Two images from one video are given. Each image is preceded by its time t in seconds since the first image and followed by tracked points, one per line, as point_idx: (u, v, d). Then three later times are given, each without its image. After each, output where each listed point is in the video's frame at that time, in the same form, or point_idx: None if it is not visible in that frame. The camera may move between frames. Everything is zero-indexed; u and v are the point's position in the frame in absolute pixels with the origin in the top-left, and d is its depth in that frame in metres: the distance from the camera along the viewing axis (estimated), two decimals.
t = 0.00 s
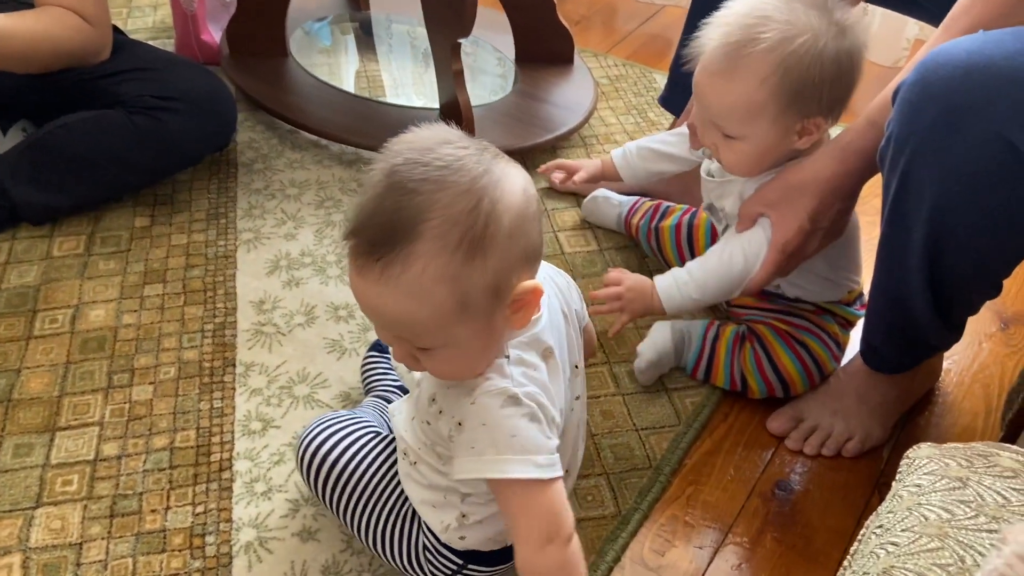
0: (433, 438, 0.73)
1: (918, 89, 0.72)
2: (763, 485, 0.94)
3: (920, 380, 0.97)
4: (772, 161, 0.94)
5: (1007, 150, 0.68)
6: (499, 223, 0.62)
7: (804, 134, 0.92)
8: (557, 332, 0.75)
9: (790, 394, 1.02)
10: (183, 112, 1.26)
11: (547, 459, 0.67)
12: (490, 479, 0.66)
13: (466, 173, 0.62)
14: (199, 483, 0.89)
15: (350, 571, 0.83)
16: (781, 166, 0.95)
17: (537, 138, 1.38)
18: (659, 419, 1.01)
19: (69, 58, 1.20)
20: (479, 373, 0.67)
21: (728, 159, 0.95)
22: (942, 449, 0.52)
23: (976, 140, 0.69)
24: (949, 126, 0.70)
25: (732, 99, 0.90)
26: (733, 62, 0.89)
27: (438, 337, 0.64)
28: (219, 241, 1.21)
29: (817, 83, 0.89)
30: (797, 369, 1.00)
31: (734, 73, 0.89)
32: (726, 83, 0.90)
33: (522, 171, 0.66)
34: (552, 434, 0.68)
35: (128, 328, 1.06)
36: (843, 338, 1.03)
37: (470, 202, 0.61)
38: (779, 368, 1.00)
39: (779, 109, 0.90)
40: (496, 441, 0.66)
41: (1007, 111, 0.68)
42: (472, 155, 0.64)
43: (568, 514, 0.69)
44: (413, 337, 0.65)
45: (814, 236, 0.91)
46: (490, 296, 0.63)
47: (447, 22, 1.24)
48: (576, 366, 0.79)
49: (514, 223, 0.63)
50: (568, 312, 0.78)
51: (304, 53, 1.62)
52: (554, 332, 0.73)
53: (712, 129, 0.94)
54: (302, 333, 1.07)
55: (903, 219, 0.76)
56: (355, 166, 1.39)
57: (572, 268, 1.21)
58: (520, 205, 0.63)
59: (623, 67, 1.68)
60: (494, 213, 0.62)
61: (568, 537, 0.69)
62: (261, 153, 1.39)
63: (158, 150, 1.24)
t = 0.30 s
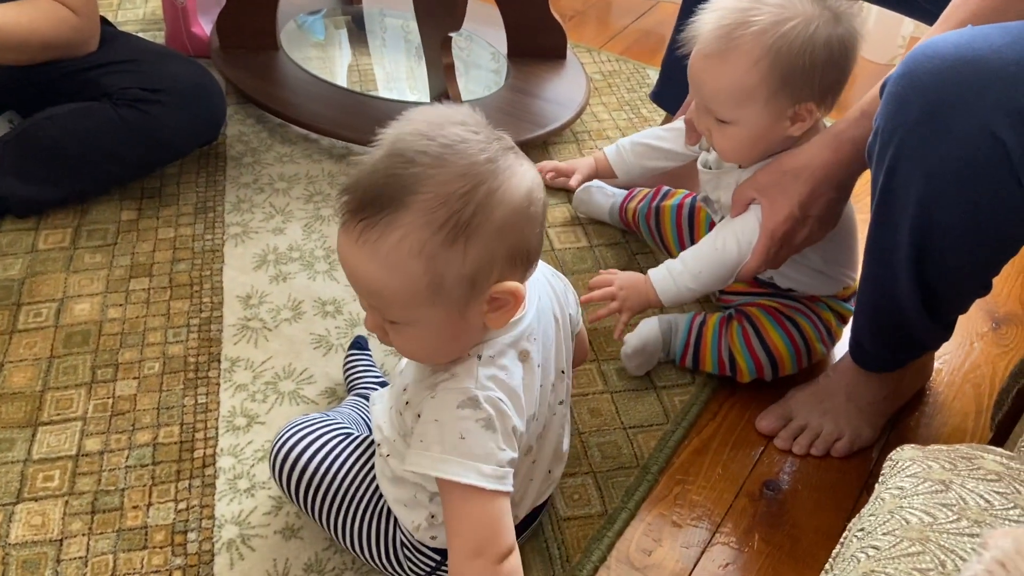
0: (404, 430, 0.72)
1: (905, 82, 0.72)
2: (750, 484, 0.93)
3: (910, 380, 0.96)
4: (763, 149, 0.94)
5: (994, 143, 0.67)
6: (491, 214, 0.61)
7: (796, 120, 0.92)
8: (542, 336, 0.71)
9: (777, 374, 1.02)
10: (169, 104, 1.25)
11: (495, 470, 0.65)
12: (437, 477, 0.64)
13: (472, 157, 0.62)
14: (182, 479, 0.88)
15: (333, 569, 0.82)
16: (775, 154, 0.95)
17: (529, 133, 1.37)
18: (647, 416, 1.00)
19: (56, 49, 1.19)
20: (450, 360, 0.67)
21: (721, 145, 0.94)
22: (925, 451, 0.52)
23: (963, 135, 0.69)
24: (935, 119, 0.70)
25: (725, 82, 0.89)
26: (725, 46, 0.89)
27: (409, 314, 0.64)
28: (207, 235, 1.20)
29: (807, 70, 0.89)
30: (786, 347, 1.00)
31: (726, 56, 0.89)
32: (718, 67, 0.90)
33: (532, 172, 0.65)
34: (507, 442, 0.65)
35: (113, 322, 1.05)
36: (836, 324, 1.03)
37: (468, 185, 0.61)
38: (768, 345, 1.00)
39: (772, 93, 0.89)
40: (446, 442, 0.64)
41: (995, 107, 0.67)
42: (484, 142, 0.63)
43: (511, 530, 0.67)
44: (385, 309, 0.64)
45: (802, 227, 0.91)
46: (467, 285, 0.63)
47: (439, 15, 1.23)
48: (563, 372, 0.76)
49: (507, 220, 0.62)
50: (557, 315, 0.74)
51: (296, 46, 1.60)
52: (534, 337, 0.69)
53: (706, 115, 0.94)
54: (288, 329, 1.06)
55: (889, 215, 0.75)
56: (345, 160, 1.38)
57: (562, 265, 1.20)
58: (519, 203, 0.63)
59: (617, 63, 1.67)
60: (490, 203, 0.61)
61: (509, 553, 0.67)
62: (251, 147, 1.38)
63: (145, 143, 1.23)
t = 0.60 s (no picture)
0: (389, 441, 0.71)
1: (895, 89, 0.71)
2: (740, 489, 0.93)
3: (901, 389, 0.96)
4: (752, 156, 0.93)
5: (984, 153, 0.67)
6: (497, 214, 0.61)
7: (781, 134, 0.92)
8: (534, 350, 0.69)
9: (764, 374, 1.03)
10: (164, 103, 1.24)
11: (470, 484, 0.64)
12: (412, 489, 0.64)
13: (487, 157, 0.62)
14: (168, 479, 0.88)
15: (318, 571, 0.81)
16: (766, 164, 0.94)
17: (524, 136, 1.37)
18: (637, 421, 1.00)
19: (51, 46, 1.19)
20: (438, 357, 0.66)
21: (708, 162, 0.95)
22: (908, 459, 0.52)
23: (953, 143, 0.69)
24: (926, 127, 0.70)
25: (706, 101, 0.90)
26: (706, 66, 0.89)
27: (403, 302, 0.63)
28: (199, 233, 1.19)
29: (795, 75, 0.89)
30: (772, 347, 1.00)
31: (707, 75, 0.89)
32: (699, 87, 0.90)
33: (539, 186, 0.65)
34: (485, 456, 0.64)
35: (103, 320, 1.05)
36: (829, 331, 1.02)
37: (480, 181, 0.61)
38: (754, 345, 1.00)
39: (753, 111, 0.89)
40: (421, 453, 0.63)
41: (986, 116, 0.67)
42: (500, 147, 0.64)
43: (485, 542, 0.67)
44: (378, 295, 0.63)
45: (793, 233, 0.91)
46: (463, 282, 0.62)
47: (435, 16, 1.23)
48: (559, 388, 0.73)
49: (511, 224, 0.62)
50: (553, 330, 0.72)
51: (293, 46, 1.60)
52: (522, 350, 0.68)
53: (692, 131, 0.94)
54: (279, 328, 1.06)
55: (880, 222, 0.75)
56: (340, 160, 1.38)
57: (555, 268, 1.20)
58: (525, 210, 0.63)
59: (614, 67, 1.67)
60: (499, 203, 0.61)
61: (484, 563, 0.67)
62: (245, 146, 1.38)
63: (138, 141, 1.22)
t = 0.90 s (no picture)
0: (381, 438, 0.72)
1: (899, 94, 0.71)
2: (736, 497, 0.93)
3: (900, 398, 0.96)
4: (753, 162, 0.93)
5: (985, 161, 0.67)
6: (487, 221, 0.61)
7: (780, 142, 0.92)
8: (524, 357, 0.68)
9: (729, 364, 1.05)
10: (167, 101, 1.24)
11: (428, 478, 0.63)
12: (373, 473, 0.65)
13: (483, 165, 0.62)
14: (163, 477, 0.87)
15: (311, 571, 0.81)
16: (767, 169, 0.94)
17: (527, 140, 1.37)
18: (634, 426, 0.99)
19: (56, 43, 1.19)
20: (425, 356, 0.66)
21: (707, 170, 0.95)
22: (904, 465, 0.52)
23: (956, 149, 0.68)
24: (927, 133, 0.69)
25: (706, 110, 0.90)
26: (705, 76, 0.89)
27: (388, 299, 0.63)
28: (200, 232, 1.19)
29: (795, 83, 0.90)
30: (736, 333, 1.03)
31: (706, 85, 0.89)
32: (698, 96, 0.90)
33: (535, 197, 0.65)
34: (451, 455, 0.64)
35: (101, 317, 1.05)
36: (803, 330, 1.03)
37: (473, 188, 0.61)
38: (718, 329, 1.03)
39: (752, 118, 0.89)
40: (385, 439, 0.64)
41: (988, 122, 0.67)
42: (498, 156, 0.63)
43: (433, 541, 0.68)
44: (364, 291, 0.63)
45: (795, 240, 0.90)
46: (448, 284, 0.62)
47: (439, 19, 1.23)
48: (556, 398, 0.72)
49: (501, 233, 0.62)
50: (550, 339, 0.71)
51: (297, 48, 1.61)
52: (509, 355, 0.67)
53: (692, 140, 0.94)
54: (277, 329, 1.06)
55: (881, 227, 0.75)
56: (342, 161, 1.38)
57: (555, 272, 1.20)
58: (517, 220, 0.62)
59: (618, 73, 1.67)
60: (489, 210, 0.61)
61: (422, 560, 0.68)
62: (248, 146, 1.38)
63: (140, 138, 1.23)
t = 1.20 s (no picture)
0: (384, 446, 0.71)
1: (905, 100, 0.72)
2: (739, 503, 0.92)
3: (906, 406, 0.95)
4: (756, 167, 0.93)
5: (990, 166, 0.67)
6: (487, 225, 0.61)
7: (768, 144, 0.92)
8: (527, 362, 0.68)
9: (732, 355, 1.06)
10: (175, 100, 1.25)
11: (434, 489, 0.63)
12: (379, 486, 0.64)
13: (482, 168, 0.62)
14: (166, 473, 0.87)
15: (314, 570, 0.81)
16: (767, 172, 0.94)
17: (534, 144, 1.37)
18: (638, 431, 0.99)
19: (67, 40, 1.19)
20: (425, 361, 0.66)
21: (701, 179, 0.95)
22: (911, 469, 0.51)
23: (961, 155, 0.68)
24: (933, 139, 0.70)
25: (692, 117, 0.91)
26: (688, 81, 0.91)
27: (389, 303, 0.63)
28: (207, 230, 1.20)
29: (795, 88, 0.91)
30: (740, 325, 1.04)
31: (688, 92, 0.90)
32: (681, 104, 0.91)
33: (536, 200, 0.64)
34: (458, 465, 0.63)
35: (107, 313, 1.05)
36: (809, 324, 1.03)
37: (473, 192, 0.61)
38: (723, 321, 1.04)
39: (737, 122, 0.90)
40: (390, 451, 0.64)
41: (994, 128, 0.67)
42: (499, 159, 0.63)
43: (447, 548, 0.67)
44: (365, 295, 0.64)
45: (801, 245, 0.90)
46: (448, 289, 0.62)
47: (449, 21, 1.23)
48: (559, 401, 0.71)
49: (501, 237, 0.61)
50: (551, 343, 0.71)
51: (306, 49, 1.61)
52: (512, 361, 0.67)
53: (680, 147, 0.95)
54: (283, 328, 1.06)
55: (887, 233, 0.75)
56: (349, 162, 1.38)
57: (560, 275, 1.20)
58: (518, 223, 0.62)
59: (625, 79, 1.68)
60: (489, 214, 0.61)
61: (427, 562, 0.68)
62: (256, 145, 1.39)
63: (148, 137, 1.23)
